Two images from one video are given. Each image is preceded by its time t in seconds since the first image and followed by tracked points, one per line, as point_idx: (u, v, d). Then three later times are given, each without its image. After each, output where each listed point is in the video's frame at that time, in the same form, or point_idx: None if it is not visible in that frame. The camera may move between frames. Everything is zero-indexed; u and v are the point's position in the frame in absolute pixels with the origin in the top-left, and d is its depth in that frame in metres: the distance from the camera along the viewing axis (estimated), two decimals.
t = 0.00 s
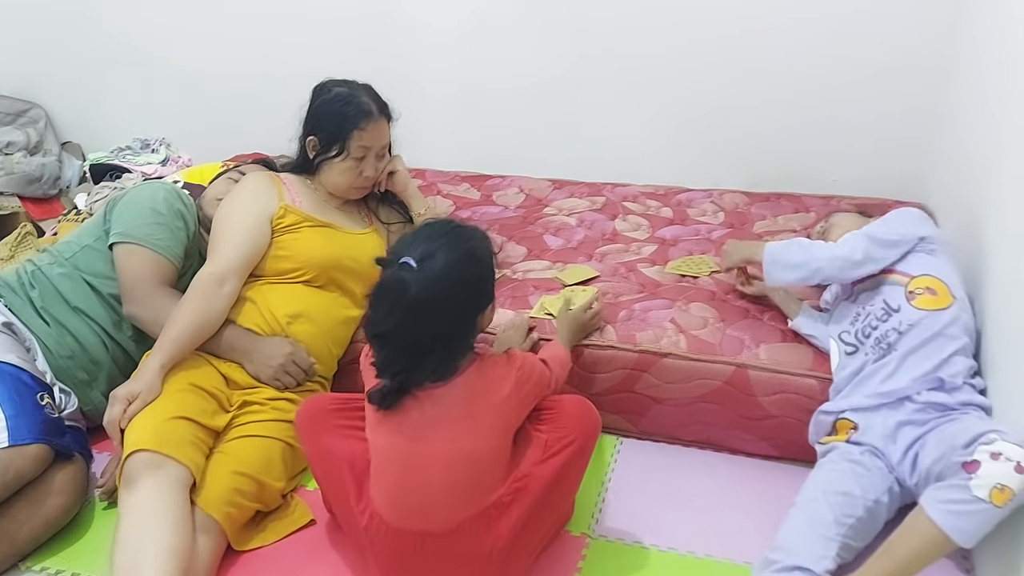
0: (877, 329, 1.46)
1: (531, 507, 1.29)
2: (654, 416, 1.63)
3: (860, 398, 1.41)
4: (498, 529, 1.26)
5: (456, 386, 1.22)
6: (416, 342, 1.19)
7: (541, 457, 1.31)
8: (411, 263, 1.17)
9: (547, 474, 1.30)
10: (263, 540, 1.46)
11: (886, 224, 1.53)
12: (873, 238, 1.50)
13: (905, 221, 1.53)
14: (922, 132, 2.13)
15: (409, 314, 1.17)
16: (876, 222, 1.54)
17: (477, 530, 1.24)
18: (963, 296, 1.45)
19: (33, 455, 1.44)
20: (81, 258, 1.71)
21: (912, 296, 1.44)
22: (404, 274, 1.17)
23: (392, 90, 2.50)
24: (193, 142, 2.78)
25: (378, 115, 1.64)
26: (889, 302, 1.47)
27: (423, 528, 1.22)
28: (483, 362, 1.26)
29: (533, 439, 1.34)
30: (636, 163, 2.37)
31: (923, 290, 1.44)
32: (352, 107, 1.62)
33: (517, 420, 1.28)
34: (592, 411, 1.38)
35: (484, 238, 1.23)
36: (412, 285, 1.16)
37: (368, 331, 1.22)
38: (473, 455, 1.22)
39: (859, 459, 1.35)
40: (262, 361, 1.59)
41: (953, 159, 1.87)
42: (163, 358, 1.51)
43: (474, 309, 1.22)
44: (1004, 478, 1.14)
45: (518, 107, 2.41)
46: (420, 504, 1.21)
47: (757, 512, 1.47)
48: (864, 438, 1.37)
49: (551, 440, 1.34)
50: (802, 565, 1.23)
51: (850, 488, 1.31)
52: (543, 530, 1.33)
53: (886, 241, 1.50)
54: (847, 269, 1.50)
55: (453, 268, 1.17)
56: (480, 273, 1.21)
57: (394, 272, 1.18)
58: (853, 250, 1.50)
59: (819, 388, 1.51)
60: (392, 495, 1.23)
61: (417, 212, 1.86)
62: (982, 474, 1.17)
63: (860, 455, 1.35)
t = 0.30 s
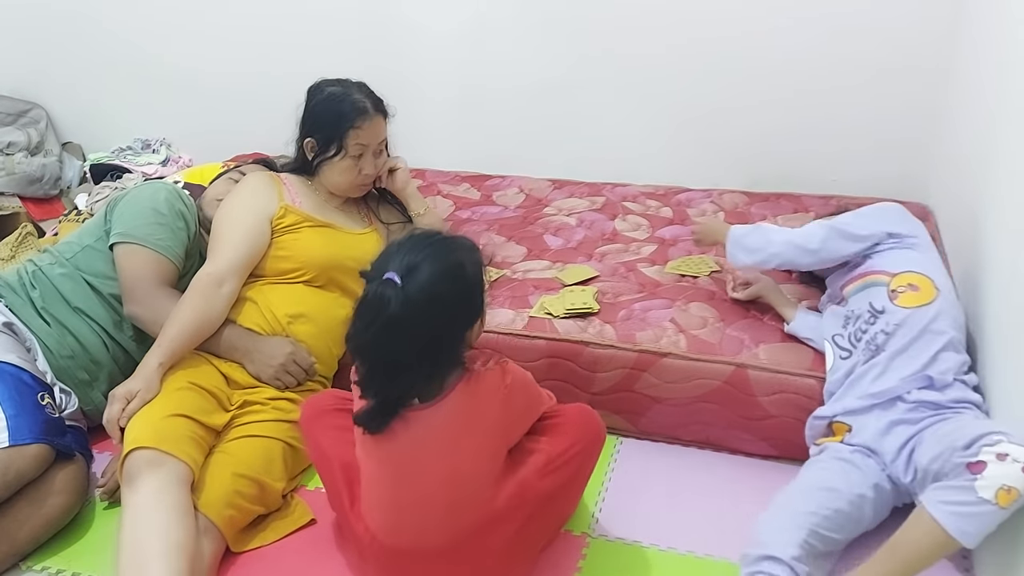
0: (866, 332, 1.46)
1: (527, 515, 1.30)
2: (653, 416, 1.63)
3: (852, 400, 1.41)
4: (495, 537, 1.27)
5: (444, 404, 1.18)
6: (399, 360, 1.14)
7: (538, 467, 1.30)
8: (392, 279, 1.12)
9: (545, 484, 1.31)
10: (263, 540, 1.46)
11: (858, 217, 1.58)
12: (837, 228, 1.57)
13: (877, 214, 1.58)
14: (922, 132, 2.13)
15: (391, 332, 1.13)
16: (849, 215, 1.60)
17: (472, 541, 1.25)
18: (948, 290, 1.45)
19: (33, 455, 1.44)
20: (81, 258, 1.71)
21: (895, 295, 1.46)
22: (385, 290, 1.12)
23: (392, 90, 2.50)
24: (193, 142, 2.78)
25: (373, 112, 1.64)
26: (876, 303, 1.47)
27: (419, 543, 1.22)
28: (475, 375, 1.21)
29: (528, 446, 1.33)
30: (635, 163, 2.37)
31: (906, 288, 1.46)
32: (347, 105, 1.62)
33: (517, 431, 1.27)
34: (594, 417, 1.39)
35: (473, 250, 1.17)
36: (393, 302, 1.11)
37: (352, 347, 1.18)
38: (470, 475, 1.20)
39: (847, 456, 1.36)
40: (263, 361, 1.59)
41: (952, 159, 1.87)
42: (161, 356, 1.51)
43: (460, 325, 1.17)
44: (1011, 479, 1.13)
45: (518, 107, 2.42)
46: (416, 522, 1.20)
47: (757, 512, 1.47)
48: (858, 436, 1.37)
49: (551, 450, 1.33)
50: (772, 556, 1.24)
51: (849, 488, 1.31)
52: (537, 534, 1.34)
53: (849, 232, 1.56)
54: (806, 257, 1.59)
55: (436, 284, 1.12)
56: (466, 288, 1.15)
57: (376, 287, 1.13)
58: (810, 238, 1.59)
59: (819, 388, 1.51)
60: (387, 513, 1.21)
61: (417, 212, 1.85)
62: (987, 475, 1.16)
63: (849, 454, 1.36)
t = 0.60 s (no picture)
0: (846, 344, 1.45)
1: (527, 514, 1.31)
2: (654, 417, 1.63)
3: (835, 415, 1.41)
4: (497, 539, 1.28)
5: (449, 412, 1.16)
6: (416, 380, 1.11)
7: (538, 467, 1.31)
8: (407, 296, 1.08)
9: (546, 485, 1.31)
10: (263, 540, 1.46)
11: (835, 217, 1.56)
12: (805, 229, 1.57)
13: (854, 214, 1.55)
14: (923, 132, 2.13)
15: (409, 352, 1.09)
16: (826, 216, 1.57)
17: (473, 542, 1.26)
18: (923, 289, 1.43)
19: (33, 456, 1.44)
20: (81, 258, 1.71)
21: (870, 305, 1.44)
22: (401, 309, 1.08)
23: (392, 90, 2.50)
24: (193, 142, 2.78)
25: (378, 115, 1.63)
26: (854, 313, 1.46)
27: (421, 548, 1.23)
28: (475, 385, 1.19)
29: (529, 445, 1.33)
30: (636, 164, 2.37)
31: (879, 296, 1.44)
32: (352, 107, 1.62)
33: (516, 435, 1.26)
34: (593, 416, 1.38)
35: (472, 254, 1.16)
36: (415, 322, 1.08)
37: (364, 372, 1.13)
38: (472, 484, 1.21)
39: (840, 465, 1.36)
40: (263, 360, 1.58)
41: (952, 160, 1.87)
42: (161, 356, 1.51)
43: (470, 334, 1.15)
44: (1016, 479, 1.13)
45: (518, 107, 2.42)
46: (419, 530, 1.21)
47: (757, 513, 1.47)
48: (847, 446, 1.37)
49: (552, 450, 1.33)
50: (749, 553, 1.26)
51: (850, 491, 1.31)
52: (538, 533, 1.35)
53: (817, 234, 1.55)
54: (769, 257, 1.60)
55: (449, 296, 1.10)
56: (475, 296, 1.14)
57: (390, 306, 1.09)
58: (774, 238, 1.59)
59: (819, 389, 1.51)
60: (389, 521, 1.21)
61: (417, 212, 1.84)
62: (994, 475, 1.15)
63: (838, 461, 1.36)
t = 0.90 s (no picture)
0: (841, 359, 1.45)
1: (528, 515, 1.31)
2: (655, 417, 1.63)
3: (832, 429, 1.41)
4: (497, 539, 1.28)
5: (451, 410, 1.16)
6: (428, 379, 1.11)
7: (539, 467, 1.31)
8: (418, 294, 1.08)
9: (546, 485, 1.31)
10: (263, 541, 1.45)
11: (818, 243, 1.48)
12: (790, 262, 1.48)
13: (837, 234, 1.47)
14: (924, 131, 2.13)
15: (422, 350, 1.09)
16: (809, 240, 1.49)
17: (475, 542, 1.25)
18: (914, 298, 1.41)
19: (33, 456, 1.43)
20: (81, 258, 1.70)
21: (861, 328, 1.42)
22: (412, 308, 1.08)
23: (392, 90, 2.49)
24: (193, 142, 2.78)
25: (380, 115, 1.63)
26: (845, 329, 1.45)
27: (422, 549, 1.22)
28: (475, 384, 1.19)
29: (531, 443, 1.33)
30: (637, 164, 2.37)
31: (870, 320, 1.41)
32: (353, 108, 1.61)
33: (517, 435, 1.26)
34: (594, 416, 1.38)
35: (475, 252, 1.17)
36: (429, 321, 1.08)
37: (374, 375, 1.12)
38: (473, 485, 1.20)
39: (843, 471, 1.35)
40: (263, 360, 1.58)
41: (953, 160, 1.88)
42: (162, 356, 1.51)
43: (477, 332, 1.15)
44: (1016, 474, 1.13)
45: (519, 107, 2.41)
46: (419, 530, 1.20)
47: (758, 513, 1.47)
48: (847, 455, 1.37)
49: (553, 450, 1.33)
50: (767, 561, 1.24)
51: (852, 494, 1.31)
52: (540, 533, 1.34)
53: (805, 268, 1.47)
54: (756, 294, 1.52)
55: (459, 292, 1.10)
56: (481, 293, 1.14)
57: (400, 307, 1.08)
58: (765, 280, 1.51)
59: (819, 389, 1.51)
60: (390, 522, 1.20)
61: (417, 212, 1.84)
62: (990, 470, 1.16)
63: (843, 469, 1.35)
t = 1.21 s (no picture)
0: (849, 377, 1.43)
1: (527, 513, 1.31)
2: (655, 417, 1.63)
3: (835, 438, 1.41)
4: (497, 537, 1.28)
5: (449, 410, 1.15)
6: (422, 381, 1.09)
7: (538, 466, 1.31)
8: (413, 294, 1.07)
9: (545, 483, 1.31)
10: (262, 540, 1.45)
11: (847, 298, 1.35)
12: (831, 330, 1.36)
13: (866, 284, 1.35)
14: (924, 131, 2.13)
15: (416, 351, 1.07)
16: (838, 295, 1.36)
17: (473, 541, 1.26)
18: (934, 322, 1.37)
19: (33, 455, 1.43)
20: (81, 258, 1.70)
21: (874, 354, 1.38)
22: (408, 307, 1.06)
23: (393, 90, 2.49)
24: (193, 142, 2.78)
25: (380, 115, 1.63)
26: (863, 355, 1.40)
27: (420, 549, 1.22)
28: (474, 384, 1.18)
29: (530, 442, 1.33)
30: (637, 163, 2.37)
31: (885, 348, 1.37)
32: (354, 108, 1.61)
33: (515, 433, 1.26)
34: (593, 416, 1.38)
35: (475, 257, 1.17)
36: (421, 320, 1.06)
37: (365, 373, 1.10)
38: (473, 483, 1.20)
39: (845, 477, 1.35)
40: (263, 360, 1.58)
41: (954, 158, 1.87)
42: (163, 357, 1.51)
43: (473, 337, 1.14)
44: (1013, 471, 1.13)
45: (519, 106, 2.41)
46: (419, 531, 1.20)
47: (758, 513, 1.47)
48: (849, 462, 1.37)
49: (552, 448, 1.33)
50: (767, 560, 1.25)
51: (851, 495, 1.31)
52: (539, 531, 1.34)
53: (848, 331, 1.36)
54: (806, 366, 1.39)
55: (456, 295, 1.10)
56: (479, 299, 1.14)
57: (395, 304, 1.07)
58: (814, 356, 1.38)
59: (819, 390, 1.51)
60: (389, 522, 1.20)
61: (417, 212, 1.83)
62: (986, 468, 1.16)
63: (846, 475, 1.35)
